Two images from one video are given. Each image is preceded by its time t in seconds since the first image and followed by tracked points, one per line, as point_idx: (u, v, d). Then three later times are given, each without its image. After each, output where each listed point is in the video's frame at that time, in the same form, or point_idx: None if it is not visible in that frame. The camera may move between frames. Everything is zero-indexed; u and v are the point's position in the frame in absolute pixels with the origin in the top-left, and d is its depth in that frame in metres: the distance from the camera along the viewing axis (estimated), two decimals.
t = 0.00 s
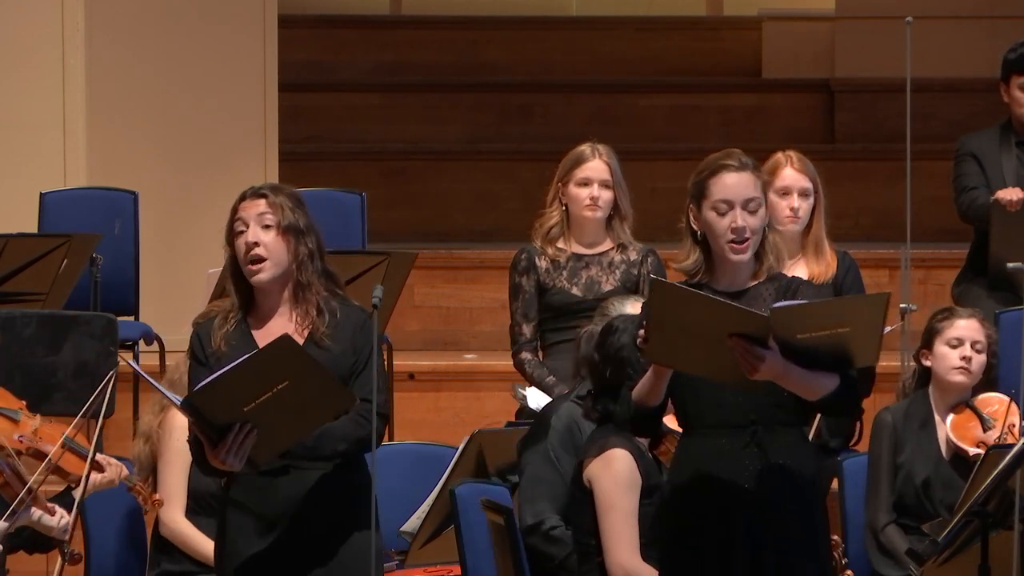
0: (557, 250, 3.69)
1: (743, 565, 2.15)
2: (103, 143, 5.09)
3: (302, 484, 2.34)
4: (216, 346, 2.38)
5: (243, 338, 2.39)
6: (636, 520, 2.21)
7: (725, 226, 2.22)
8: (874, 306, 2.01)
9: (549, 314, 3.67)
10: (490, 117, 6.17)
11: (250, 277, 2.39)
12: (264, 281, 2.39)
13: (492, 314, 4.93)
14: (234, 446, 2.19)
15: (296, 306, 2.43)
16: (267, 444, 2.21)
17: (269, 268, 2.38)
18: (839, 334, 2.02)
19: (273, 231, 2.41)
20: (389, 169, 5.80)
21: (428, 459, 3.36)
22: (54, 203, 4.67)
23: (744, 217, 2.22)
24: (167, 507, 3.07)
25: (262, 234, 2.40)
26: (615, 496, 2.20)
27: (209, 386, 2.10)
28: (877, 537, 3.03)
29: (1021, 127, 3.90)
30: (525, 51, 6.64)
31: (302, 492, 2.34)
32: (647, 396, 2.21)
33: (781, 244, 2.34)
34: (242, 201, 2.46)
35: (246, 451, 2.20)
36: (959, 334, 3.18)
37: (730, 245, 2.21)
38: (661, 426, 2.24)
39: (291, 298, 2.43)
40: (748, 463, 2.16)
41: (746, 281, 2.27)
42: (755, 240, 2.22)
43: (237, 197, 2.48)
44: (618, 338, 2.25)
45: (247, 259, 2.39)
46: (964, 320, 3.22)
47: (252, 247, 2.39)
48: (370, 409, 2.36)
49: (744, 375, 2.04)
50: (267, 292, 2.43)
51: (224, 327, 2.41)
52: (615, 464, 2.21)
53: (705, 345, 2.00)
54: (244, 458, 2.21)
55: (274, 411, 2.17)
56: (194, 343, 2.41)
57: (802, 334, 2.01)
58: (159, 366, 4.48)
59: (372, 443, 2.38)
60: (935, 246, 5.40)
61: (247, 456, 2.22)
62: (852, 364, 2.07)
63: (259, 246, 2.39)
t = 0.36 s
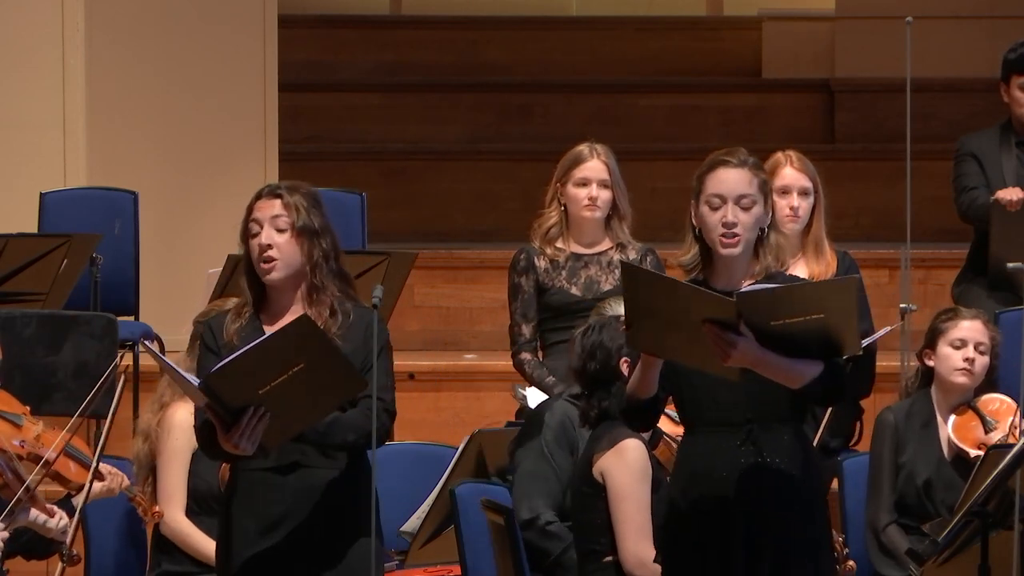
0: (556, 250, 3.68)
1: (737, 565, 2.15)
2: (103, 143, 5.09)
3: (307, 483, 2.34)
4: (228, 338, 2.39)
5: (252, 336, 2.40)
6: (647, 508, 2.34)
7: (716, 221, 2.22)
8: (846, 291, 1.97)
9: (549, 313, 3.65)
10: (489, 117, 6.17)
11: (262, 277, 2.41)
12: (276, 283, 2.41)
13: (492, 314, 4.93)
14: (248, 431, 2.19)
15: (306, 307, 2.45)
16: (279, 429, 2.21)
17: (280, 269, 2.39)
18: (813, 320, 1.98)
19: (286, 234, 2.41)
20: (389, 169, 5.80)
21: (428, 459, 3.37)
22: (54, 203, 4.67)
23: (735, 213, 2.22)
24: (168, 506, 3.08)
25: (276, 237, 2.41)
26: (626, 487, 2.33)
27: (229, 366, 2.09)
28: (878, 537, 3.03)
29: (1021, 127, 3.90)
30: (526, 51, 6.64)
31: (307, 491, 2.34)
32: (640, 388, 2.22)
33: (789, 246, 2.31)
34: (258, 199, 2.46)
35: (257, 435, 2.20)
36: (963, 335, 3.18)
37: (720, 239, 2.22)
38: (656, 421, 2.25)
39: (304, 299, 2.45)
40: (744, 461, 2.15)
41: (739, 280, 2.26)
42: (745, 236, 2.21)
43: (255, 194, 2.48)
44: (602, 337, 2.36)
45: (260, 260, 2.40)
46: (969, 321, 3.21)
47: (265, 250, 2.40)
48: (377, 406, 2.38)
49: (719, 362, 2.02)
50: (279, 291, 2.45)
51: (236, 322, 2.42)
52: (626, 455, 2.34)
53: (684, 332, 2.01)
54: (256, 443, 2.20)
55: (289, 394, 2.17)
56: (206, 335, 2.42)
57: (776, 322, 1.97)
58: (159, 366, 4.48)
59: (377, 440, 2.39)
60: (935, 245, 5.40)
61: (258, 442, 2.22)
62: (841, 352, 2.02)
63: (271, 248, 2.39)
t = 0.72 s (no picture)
0: (556, 250, 3.67)
1: (735, 565, 2.15)
2: (103, 143, 5.08)
3: (314, 487, 2.34)
4: (238, 338, 2.42)
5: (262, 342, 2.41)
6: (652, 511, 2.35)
7: (721, 221, 2.23)
8: (826, 296, 1.94)
9: (548, 313, 3.64)
10: (489, 117, 6.17)
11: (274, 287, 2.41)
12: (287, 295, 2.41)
13: (492, 314, 4.93)
14: (260, 435, 2.20)
15: (318, 315, 2.45)
16: (293, 431, 2.22)
17: (293, 280, 2.39)
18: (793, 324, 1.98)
19: (298, 247, 2.40)
20: (389, 169, 5.80)
21: (428, 459, 3.36)
22: (55, 203, 4.67)
23: (739, 213, 2.21)
24: (166, 509, 3.07)
25: (287, 249, 2.39)
26: (634, 489, 2.34)
27: (245, 373, 2.09)
28: (879, 536, 3.04)
29: (1021, 128, 3.90)
30: (525, 51, 6.64)
31: (314, 495, 2.34)
32: (631, 386, 2.23)
33: (806, 250, 2.29)
34: (272, 207, 2.44)
35: (269, 439, 2.21)
36: (968, 338, 3.15)
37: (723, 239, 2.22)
38: (650, 420, 2.25)
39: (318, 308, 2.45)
40: (739, 462, 2.15)
41: (749, 280, 2.27)
42: (749, 239, 2.22)
43: (269, 200, 2.47)
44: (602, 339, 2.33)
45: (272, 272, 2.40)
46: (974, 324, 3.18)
47: (277, 263, 2.38)
48: (384, 412, 2.39)
49: (701, 365, 2.03)
50: (291, 298, 2.45)
51: (248, 323, 2.44)
52: (632, 458, 2.35)
53: (667, 334, 2.02)
54: (267, 447, 2.22)
55: (303, 399, 2.18)
56: (216, 331, 2.45)
57: (756, 325, 1.99)
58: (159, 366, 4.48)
59: (389, 447, 2.40)
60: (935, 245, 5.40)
61: (269, 445, 2.23)
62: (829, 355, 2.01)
63: (282, 259, 2.38)
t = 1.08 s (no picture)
0: (558, 251, 3.66)
1: (735, 565, 2.16)
2: (103, 143, 5.08)
3: (318, 488, 2.34)
4: (244, 338, 2.41)
5: (268, 345, 2.40)
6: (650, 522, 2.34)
7: (728, 222, 2.24)
8: (827, 299, 1.95)
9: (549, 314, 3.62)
10: (489, 117, 6.17)
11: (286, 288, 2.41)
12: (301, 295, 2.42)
13: (492, 314, 4.93)
14: (269, 438, 2.20)
15: (328, 319, 2.46)
16: (301, 436, 2.21)
17: (305, 282, 2.40)
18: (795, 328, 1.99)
19: (312, 249, 2.41)
20: (389, 169, 5.80)
21: (428, 459, 3.36)
22: (54, 203, 4.67)
23: (747, 216, 2.22)
24: (166, 508, 3.07)
25: (301, 250, 2.40)
26: (632, 501, 2.33)
27: (259, 378, 2.09)
28: (880, 536, 3.04)
29: (1021, 128, 3.90)
30: (525, 51, 6.64)
31: (317, 496, 2.34)
32: (633, 386, 2.21)
33: (815, 254, 2.29)
34: (287, 208, 2.45)
35: (278, 443, 2.21)
36: (971, 338, 3.15)
37: (730, 241, 2.23)
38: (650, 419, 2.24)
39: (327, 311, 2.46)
40: (739, 463, 2.16)
41: (755, 283, 2.28)
42: (755, 243, 2.22)
43: (283, 200, 2.48)
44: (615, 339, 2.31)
45: (286, 273, 2.41)
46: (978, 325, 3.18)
47: (292, 264, 2.39)
48: (390, 416, 2.39)
49: (704, 368, 2.04)
50: (302, 300, 2.45)
51: (254, 322, 2.43)
52: (631, 467, 2.33)
53: (669, 340, 2.02)
54: (276, 450, 2.21)
55: (311, 403, 2.18)
56: (223, 329, 2.44)
57: (759, 329, 1.98)
58: (159, 367, 4.48)
59: (394, 450, 2.40)
60: (935, 245, 5.40)
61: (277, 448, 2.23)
62: (836, 354, 2.02)
63: (296, 261, 2.39)
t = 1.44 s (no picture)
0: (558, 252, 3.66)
1: (735, 565, 2.17)
2: (103, 143, 5.08)
3: (323, 486, 2.35)
4: (254, 334, 2.40)
5: (275, 338, 2.39)
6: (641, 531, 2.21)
7: (721, 214, 2.25)
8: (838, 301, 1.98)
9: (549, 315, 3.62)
10: (489, 117, 6.17)
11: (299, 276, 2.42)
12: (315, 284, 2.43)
13: (492, 315, 4.93)
14: (282, 428, 2.19)
15: (340, 313, 2.46)
16: (314, 429, 2.21)
17: (320, 271, 2.41)
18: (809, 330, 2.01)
19: (334, 239, 2.44)
20: (389, 169, 5.80)
21: (427, 459, 3.36)
22: (54, 203, 4.67)
23: (740, 209, 2.23)
24: (166, 508, 3.07)
25: (323, 238, 2.43)
26: (625, 506, 2.20)
27: (275, 364, 2.11)
28: (880, 536, 3.04)
29: (1021, 128, 3.90)
30: (525, 51, 6.64)
31: (322, 494, 2.35)
32: (644, 393, 2.22)
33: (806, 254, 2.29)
34: (309, 198, 2.48)
35: (290, 432, 2.19)
36: (970, 339, 3.15)
37: (721, 233, 2.24)
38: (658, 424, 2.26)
39: (336, 307, 2.47)
40: (740, 463, 2.17)
41: (746, 280, 2.29)
42: (746, 236, 2.23)
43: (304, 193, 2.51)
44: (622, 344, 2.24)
45: (303, 260, 2.42)
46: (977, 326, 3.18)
47: (311, 249, 2.42)
48: (396, 416, 2.41)
49: (718, 373, 2.06)
50: (312, 294, 2.45)
51: (265, 318, 2.42)
52: (621, 474, 2.20)
53: (681, 344, 2.04)
54: (288, 441, 2.20)
55: (322, 394, 2.18)
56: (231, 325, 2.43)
57: (772, 333, 2.00)
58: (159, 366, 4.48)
59: (398, 450, 2.41)
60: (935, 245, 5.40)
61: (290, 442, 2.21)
62: (843, 359, 2.03)
63: (315, 248, 2.41)
